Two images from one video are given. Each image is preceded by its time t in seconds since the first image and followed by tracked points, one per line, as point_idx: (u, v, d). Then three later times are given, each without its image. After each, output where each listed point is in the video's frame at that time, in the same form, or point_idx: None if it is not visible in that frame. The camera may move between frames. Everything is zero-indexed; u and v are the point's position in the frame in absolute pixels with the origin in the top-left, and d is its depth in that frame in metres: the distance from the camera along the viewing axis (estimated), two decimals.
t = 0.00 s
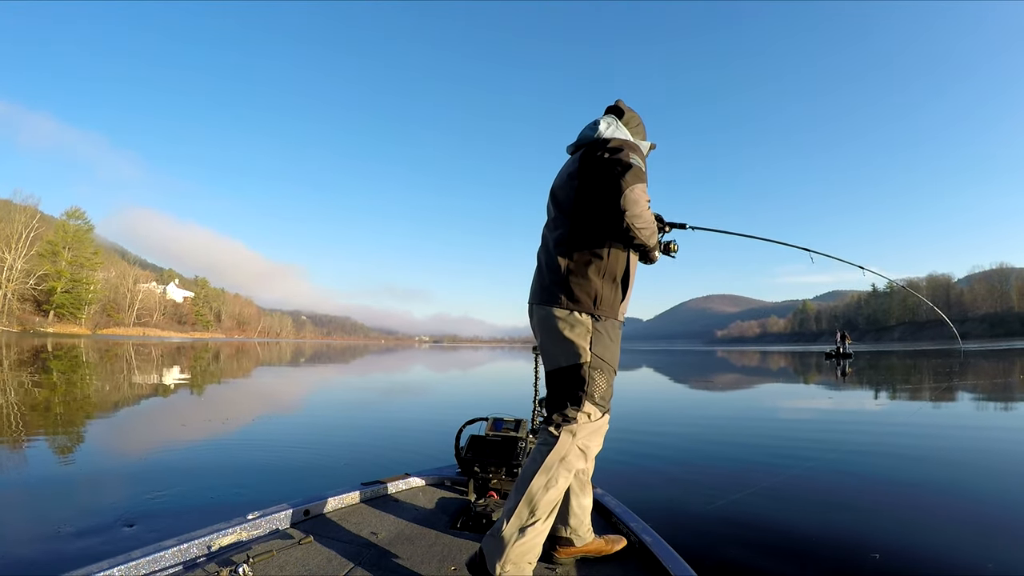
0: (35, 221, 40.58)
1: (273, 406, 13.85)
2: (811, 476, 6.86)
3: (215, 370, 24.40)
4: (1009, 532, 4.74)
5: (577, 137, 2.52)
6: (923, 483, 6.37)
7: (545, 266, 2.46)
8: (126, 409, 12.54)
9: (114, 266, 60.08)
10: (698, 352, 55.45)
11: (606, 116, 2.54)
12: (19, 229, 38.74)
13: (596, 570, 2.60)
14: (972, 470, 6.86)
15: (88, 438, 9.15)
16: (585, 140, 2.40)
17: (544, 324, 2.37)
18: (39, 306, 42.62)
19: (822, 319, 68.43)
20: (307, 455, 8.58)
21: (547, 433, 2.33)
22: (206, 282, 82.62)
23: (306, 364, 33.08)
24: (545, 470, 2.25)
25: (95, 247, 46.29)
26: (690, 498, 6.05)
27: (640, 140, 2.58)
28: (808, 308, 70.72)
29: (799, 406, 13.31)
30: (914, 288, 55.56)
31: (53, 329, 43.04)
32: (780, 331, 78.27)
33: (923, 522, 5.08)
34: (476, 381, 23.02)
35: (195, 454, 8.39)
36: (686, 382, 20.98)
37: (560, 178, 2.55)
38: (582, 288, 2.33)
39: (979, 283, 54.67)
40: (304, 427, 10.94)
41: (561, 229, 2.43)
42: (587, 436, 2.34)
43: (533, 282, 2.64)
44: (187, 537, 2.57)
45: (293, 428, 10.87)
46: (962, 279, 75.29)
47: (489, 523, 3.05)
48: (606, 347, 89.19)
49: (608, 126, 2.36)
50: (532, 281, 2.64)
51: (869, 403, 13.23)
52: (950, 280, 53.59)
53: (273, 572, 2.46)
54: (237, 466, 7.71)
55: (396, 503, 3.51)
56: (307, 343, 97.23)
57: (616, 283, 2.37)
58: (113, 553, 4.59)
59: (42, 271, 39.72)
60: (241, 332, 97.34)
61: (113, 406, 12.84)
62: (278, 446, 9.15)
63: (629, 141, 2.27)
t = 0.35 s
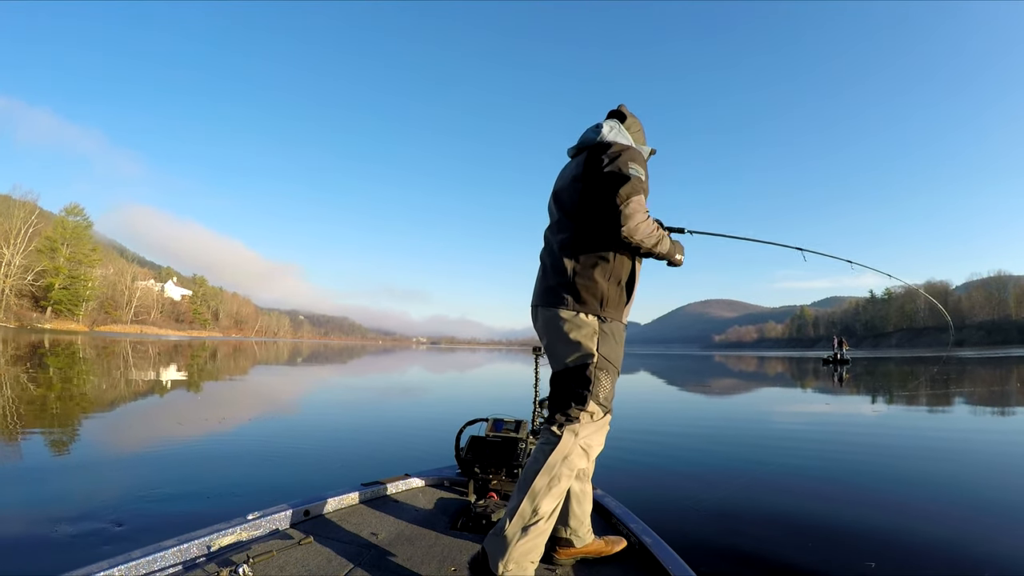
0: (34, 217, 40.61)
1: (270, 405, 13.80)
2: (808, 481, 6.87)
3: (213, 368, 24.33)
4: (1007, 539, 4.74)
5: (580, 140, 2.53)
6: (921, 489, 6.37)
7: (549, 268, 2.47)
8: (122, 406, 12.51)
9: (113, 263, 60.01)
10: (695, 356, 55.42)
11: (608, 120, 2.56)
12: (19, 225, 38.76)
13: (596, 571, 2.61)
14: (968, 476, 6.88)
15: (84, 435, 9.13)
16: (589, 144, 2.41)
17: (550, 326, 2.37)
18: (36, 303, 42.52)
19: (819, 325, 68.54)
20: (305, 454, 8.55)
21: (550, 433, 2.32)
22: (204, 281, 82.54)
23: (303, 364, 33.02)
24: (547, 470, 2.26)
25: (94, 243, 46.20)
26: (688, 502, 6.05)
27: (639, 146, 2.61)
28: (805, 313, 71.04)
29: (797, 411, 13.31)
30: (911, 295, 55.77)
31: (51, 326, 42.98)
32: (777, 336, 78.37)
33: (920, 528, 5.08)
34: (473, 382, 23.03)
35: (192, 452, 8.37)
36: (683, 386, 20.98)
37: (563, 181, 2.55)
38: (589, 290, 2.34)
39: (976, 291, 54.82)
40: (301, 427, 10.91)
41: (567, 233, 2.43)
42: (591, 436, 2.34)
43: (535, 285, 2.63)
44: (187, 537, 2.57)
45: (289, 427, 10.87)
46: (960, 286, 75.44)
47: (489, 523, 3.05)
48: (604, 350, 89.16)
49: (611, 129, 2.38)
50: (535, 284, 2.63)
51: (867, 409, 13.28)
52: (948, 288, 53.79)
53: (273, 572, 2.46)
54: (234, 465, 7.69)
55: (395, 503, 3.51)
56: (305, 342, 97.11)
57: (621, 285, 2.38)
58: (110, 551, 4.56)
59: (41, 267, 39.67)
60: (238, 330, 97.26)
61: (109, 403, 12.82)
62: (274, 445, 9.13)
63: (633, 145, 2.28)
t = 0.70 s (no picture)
0: (30, 220, 40.51)
1: (268, 407, 13.78)
2: (806, 480, 6.89)
3: (210, 370, 24.27)
4: (1005, 536, 4.75)
5: (573, 141, 2.54)
6: (919, 488, 6.36)
7: (547, 268, 2.46)
8: (120, 408, 12.50)
9: (109, 265, 59.87)
10: (693, 356, 55.49)
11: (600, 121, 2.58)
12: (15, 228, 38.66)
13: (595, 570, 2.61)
14: (965, 474, 6.91)
15: (82, 437, 9.12)
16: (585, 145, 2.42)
17: (552, 327, 2.36)
18: (33, 305, 42.39)
19: (817, 324, 68.70)
20: (304, 456, 8.53)
21: (554, 433, 2.33)
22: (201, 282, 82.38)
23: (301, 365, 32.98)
24: (551, 469, 2.26)
25: (90, 245, 46.07)
26: (686, 501, 6.07)
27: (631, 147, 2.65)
28: (803, 312, 71.25)
29: (794, 410, 13.31)
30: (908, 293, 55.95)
31: (48, 328, 42.87)
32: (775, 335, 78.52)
33: (918, 526, 5.11)
34: (472, 383, 23.03)
35: (191, 454, 8.37)
36: (681, 386, 20.99)
37: (557, 182, 2.55)
38: (591, 290, 2.35)
39: (973, 289, 55.00)
40: (299, 429, 10.87)
41: (565, 233, 2.43)
42: (595, 435, 2.35)
43: (531, 286, 2.62)
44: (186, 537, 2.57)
45: (288, 428, 10.86)
46: (957, 284, 75.61)
47: (489, 523, 3.06)
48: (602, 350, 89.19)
49: (607, 131, 2.41)
50: (531, 285, 2.61)
51: (864, 407, 13.30)
52: (945, 286, 53.99)
53: (273, 572, 2.46)
54: (232, 467, 7.68)
55: (395, 503, 3.51)
56: (303, 344, 96.93)
57: (621, 285, 2.41)
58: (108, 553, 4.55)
59: (37, 270, 39.53)
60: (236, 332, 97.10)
61: (107, 406, 12.80)
62: (273, 447, 9.12)
63: (631, 147, 2.32)
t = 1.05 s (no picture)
0: (27, 222, 40.43)
1: (267, 407, 13.78)
2: (805, 476, 6.91)
3: (209, 371, 24.21)
4: (1005, 531, 4.75)
5: (570, 141, 2.52)
6: (918, 483, 6.35)
7: (547, 268, 2.44)
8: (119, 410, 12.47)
9: (107, 267, 59.75)
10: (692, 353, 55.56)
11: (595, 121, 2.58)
12: (12, 230, 38.56)
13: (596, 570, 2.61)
14: (963, 468, 6.94)
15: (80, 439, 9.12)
16: (583, 145, 2.41)
17: (554, 328, 2.34)
18: (31, 308, 42.27)
19: (815, 320, 68.83)
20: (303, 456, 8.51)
21: (556, 433, 2.32)
22: (199, 284, 82.22)
23: (299, 366, 32.98)
24: (554, 469, 2.26)
25: (87, 247, 45.92)
26: (686, 498, 6.07)
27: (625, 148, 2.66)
28: (801, 309, 71.46)
29: (793, 407, 13.30)
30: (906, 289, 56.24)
31: (46, 330, 42.78)
32: (773, 332, 78.70)
33: (916, 519, 5.14)
34: (471, 382, 23.03)
35: (190, 454, 8.39)
36: (679, 383, 21.01)
37: (554, 181, 2.53)
38: (593, 290, 2.36)
39: (970, 285, 55.19)
40: (298, 429, 10.85)
41: (564, 234, 2.42)
42: (598, 435, 2.35)
43: (529, 286, 2.59)
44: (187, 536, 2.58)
45: (286, 429, 10.86)
46: (954, 279, 75.76)
47: (489, 523, 3.05)
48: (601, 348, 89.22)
49: (605, 132, 2.42)
50: (529, 285, 2.59)
51: (863, 403, 13.34)
52: (942, 282, 54.16)
53: (273, 572, 2.45)
54: (231, 468, 7.67)
55: (395, 503, 3.50)
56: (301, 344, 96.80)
57: (620, 286, 2.43)
58: (107, 553, 4.55)
59: (35, 272, 39.47)
60: (234, 333, 96.95)
61: (105, 407, 12.78)
62: (272, 447, 9.12)
63: (629, 149, 2.33)
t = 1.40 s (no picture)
0: (24, 220, 40.26)
1: (265, 406, 13.76)
2: (804, 474, 6.92)
3: (206, 369, 24.11)
4: (1003, 529, 4.77)
5: (570, 141, 2.51)
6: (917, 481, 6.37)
7: (546, 268, 2.44)
8: (116, 408, 12.45)
9: (104, 265, 59.57)
10: (690, 351, 55.62)
11: (595, 120, 2.57)
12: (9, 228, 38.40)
13: (596, 570, 2.61)
14: (960, 466, 6.96)
15: (78, 438, 9.10)
16: (583, 145, 2.40)
17: (553, 328, 2.33)
18: (28, 306, 42.14)
19: (813, 318, 68.92)
20: (302, 455, 8.50)
21: (555, 433, 2.32)
22: (197, 282, 82.08)
23: (297, 363, 32.93)
24: (553, 470, 2.26)
25: (84, 245, 45.77)
26: (685, 496, 6.08)
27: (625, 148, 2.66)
28: (798, 307, 71.57)
29: (791, 405, 13.31)
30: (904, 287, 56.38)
31: (43, 329, 42.66)
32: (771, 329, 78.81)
33: (915, 517, 5.15)
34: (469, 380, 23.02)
35: (188, 453, 8.37)
36: (677, 381, 21.01)
37: (554, 180, 2.52)
38: (592, 291, 2.36)
39: (968, 283, 55.29)
40: (296, 428, 10.83)
41: (564, 234, 2.41)
42: (596, 434, 2.35)
43: (528, 286, 2.59)
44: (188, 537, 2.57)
45: (284, 427, 10.85)
46: (952, 278, 75.86)
47: (489, 523, 3.05)
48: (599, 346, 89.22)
49: (606, 132, 2.41)
50: (528, 285, 2.58)
51: (861, 401, 13.36)
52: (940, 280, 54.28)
53: (273, 572, 2.45)
54: (229, 466, 7.66)
55: (395, 503, 3.50)
56: (300, 342, 96.69)
57: (619, 286, 2.43)
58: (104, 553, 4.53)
59: (32, 271, 39.36)
60: (232, 331, 96.84)
61: (103, 406, 12.75)
62: (271, 446, 9.10)
63: (631, 150, 2.33)
